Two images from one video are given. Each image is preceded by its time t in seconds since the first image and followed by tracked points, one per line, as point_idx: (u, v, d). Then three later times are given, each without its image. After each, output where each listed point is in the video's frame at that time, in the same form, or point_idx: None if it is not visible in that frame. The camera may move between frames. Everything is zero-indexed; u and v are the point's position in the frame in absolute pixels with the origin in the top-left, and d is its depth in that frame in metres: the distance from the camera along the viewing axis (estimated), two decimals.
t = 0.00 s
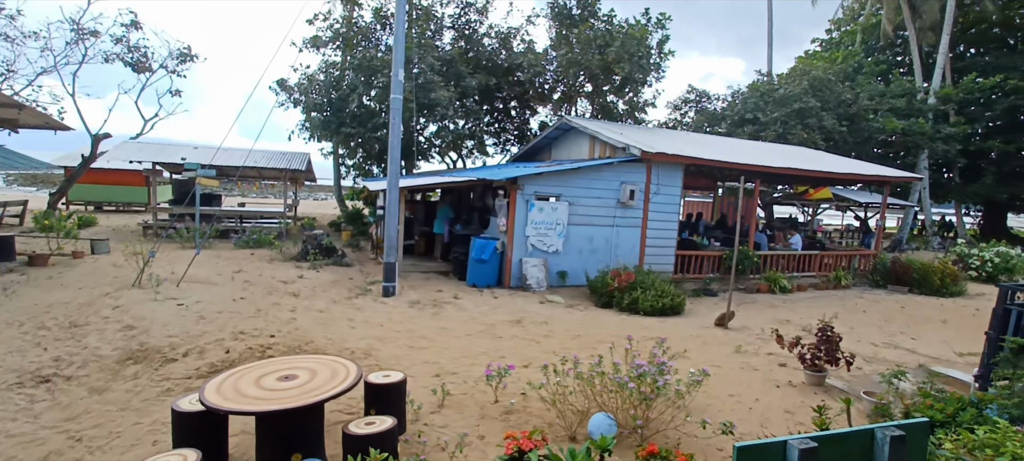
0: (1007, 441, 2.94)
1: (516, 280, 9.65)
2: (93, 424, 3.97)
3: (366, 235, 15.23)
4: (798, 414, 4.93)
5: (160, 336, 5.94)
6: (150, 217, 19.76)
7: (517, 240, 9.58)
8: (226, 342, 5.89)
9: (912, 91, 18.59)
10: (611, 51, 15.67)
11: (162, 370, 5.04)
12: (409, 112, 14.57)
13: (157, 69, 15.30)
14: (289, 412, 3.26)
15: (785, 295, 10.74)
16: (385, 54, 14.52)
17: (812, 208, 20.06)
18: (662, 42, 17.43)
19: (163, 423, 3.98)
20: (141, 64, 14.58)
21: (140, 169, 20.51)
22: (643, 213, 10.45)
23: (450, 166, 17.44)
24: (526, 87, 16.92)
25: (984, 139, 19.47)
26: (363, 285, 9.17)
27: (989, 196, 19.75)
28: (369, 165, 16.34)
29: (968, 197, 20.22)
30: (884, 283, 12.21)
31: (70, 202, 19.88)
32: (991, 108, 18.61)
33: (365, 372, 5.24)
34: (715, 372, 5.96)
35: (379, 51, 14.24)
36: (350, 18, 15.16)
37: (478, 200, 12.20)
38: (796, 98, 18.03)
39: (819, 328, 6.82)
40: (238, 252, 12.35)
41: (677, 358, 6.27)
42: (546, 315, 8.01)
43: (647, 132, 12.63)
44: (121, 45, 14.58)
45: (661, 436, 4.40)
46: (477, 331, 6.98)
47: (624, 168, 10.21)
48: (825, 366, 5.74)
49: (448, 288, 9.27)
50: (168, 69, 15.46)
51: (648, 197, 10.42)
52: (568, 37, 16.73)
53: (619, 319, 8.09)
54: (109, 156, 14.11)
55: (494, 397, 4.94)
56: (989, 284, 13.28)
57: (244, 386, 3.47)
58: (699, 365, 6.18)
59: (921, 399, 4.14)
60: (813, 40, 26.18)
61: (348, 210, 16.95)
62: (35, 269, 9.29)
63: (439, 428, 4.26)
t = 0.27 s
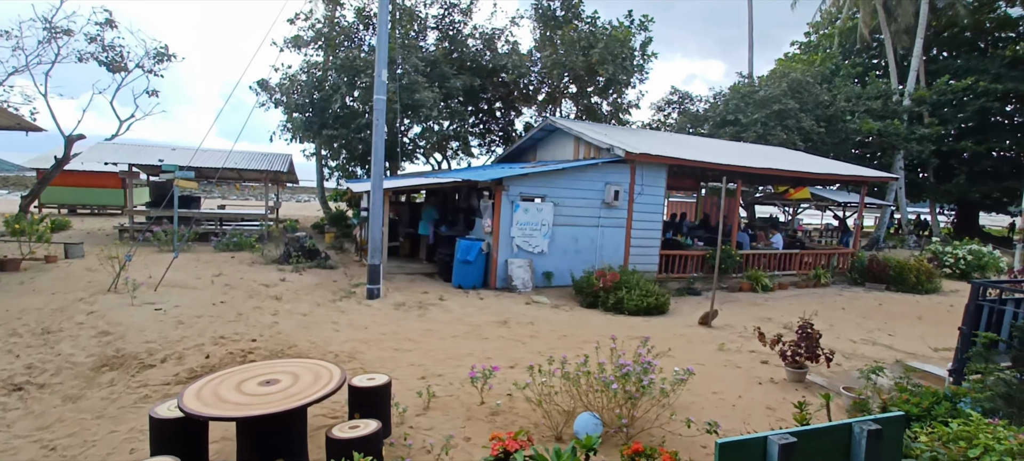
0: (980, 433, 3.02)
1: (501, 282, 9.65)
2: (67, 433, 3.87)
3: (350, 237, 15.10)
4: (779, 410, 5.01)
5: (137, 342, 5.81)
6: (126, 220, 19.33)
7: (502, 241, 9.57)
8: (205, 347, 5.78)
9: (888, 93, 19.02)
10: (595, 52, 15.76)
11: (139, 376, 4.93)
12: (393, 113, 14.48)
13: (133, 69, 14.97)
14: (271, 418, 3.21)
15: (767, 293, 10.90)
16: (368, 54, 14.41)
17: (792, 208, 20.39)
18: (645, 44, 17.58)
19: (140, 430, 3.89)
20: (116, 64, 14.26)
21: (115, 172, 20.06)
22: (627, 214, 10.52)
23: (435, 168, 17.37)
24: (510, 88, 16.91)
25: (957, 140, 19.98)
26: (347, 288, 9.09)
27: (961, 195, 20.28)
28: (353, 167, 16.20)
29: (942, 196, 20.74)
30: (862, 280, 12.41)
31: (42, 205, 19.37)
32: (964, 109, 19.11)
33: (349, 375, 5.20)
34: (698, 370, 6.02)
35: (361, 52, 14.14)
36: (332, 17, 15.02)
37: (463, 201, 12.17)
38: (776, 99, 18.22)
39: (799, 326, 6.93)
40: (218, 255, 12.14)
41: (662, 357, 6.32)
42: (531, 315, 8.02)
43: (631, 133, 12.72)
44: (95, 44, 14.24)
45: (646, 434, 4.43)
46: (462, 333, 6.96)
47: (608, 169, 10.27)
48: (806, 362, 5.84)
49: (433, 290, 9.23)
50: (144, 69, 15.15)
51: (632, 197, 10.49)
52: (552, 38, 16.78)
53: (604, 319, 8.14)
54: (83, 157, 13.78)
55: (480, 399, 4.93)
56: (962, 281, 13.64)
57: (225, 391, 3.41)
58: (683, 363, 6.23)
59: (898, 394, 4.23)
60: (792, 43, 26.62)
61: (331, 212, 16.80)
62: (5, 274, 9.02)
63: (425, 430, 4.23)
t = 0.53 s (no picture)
0: (954, 426, 3.09)
1: (487, 283, 9.64)
2: (41, 441, 3.77)
3: (333, 239, 14.94)
4: (761, 406, 5.08)
5: (114, 348, 5.68)
6: (101, 223, 18.89)
7: (488, 242, 9.56)
8: (184, 352, 5.68)
9: (865, 94, 19.42)
10: (579, 53, 15.84)
11: (116, 383, 4.82)
12: (376, 114, 14.38)
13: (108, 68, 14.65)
14: (253, 423, 3.16)
15: (749, 292, 11.04)
16: (351, 55, 14.29)
17: (773, 208, 20.72)
18: (628, 45, 17.71)
19: (117, 438, 3.80)
20: (90, 63, 13.94)
21: (89, 174, 19.59)
22: (612, 214, 10.58)
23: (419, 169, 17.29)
24: (495, 89, 16.87)
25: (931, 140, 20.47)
26: (330, 290, 8.99)
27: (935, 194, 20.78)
28: (336, 168, 16.05)
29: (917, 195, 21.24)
30: (841, 278, 12.71)
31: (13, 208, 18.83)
32: (937, 111, 19.59)
33: (333, 378, 5.14)
34: (682, 368, 6.07)
35: (343, 51, 14.03)
36: (314, 17, 14.86)
37: (448, 202, 12.12)
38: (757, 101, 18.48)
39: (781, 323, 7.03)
40: (197, 259, 11.93)
41: (646, 356, 6.36)
42: (517, 316, 8.02)
43: (615, 134, 12.80)
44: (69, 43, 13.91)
45: (631, 433, 4.46)
46: (448, 334, 6.93)
47: (593, 169, 10.32)
48: (787, 359, 5.92)
49: (419, 292, 9.18)
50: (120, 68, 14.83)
51: (616, 197, 10.56)
52: (536, 39, 16.81)
53: (589, 319, 8.17)
54: (56, 159, 13.44)
55: (465, 401, 4.91)
56: (937, 278, 13.98)
57: (205, 397, 3.35)
58: (668, 362, 6.28)
59: (876, 389, 4.32)
60: (772, 45, 27.03)
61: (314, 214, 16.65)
62: None
63: (410, 433, 4.21)
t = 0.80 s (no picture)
0: (931, 420, 3.16)
1: (473, 283, 9.62)
2: (13, 449, 3.67)
3: (317, 240, 14.78)
4: (745, 403, 5.14)
5: (90, 352, 5.55)
6: (76, 224, 18.45)
7: (474, 242, 9.53)
8: (164, 356, 5.58)
9: (844, 96, 19.80)
10: (564, 53, 15.89)
11: (92, 388, 4.71)
12: (360, 113, 14.26)
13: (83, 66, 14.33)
14: (234, 427, 3.11)
15: (732, 290, 11.17)
16: (334, 53, 14.17)
17: (756, 207, 21.00)
18: (613, 46, 17.80)
19: (93, 445, 3.72)
20: (65, 60, 13.62)
21: (64, 173, 19.12)
22: (597, 213, 10.63)
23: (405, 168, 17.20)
24: (480, 89, 16.81)
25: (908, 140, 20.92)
26: (314, 292, 8.90)
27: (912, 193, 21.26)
28: (319, 168, 15.89)
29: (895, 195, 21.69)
30: (821, 276, 12.90)
31: None
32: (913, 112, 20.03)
33: (317, 381, 5.09)
34: (667, 367, 6.12)
35: (327, 49, 13.88)
36: (297, 15, 14.69)
37: (434, 202, 12.07)
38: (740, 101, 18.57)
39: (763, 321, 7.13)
40: (177, 260, 11.71)
41: (632, 355, 6.40)
42: (503, 316, 8.02)
43: (600, 134, 12.84)
44: (42, 39, 13.57)
45: (617, 431, 4.48)
46: (434, 335, 6.90)
47: (578, 169, 10.35)
48: (770, 356, 6.01)
49: (404, 293, 9.13)
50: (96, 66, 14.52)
51: (602, 197, 10.61)
52: (521, 39, 16.82)
53: (575, 318, 8.20)
54: (29, 159, 13.11)
55: (452, 401, 4.89)
56: (914, 275, 14.28)
57: (184, 401, 3.30)
58: (653, 360, 6.33)
59: (855, 384, 4.40)
60: (754, 47, 27.39)
61: (298, 215, 16.50)
62: None
63: (395, 435, 4.18)
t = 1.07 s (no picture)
0: (911, 415, 3.21)
1: (461, 283, 9.59)
2: None
3: (302, 240, 14.64)
4: (731, 400, 5.19)
5: (68, 356, 5.44)
6: (54, 225, 18.06)
7: (462, 242, 9.51)
8: (146, 359, 5.48)
9: (827, 97, 20.09)
10: (552, 53, 15.92)
11: (71, 392, 4.62)
12: (347, 112, 14.16)
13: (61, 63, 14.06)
14: (218, 431, 3.07)
15: (719, 289, 11.27)
16: (320, 51, 14.06)
17: (742, 207, 21.21)
18: (601, 46, 17.87)
19: (72, 450, 3.64)
20: (43, 57, 13.35)
21: (42, 173, 18.73)
22: (585, 213, 10.66)
23: (393, 168, 17.13)
24: (468, 89, 16.77)
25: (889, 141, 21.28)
26: (300, 293, 8.81)
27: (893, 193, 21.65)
28: (305, 168, 15.76)
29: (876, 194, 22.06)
30: (805, 274, 13.08)
31: None
32: (894, 113, 20.40)
33: (303, 382, 5.05)
34: (655, 365, 6.16)
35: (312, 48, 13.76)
36: (281, 12, 14.54)
37: (422, 202, 12.01)
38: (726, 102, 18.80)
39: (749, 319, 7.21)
40: (159, 261, 11.53)
41: (620, 354, 6.43)
42: (491, 316, 8.01)
43: (588, 134, 12.88)
44: (18, 36, 13.29)
45: (605, 430, 4.50)
46: (422, 335, 6.87)
47: (566, 169, 10.37)
48: (755, 354, 6.07)
49: (392, 293, 9.08)
50: (74, 64, 14.25)
51: (590, 197, 10.65)
52: (509, 39, 16.81)
53: (563, 317, 8.22)
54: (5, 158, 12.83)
55: (440, 401, 4.87)
56: (895, 273, 14.53)
57: (167, 404, 3.25)
58: (640, 359, 6.36)
59: (839, 381, 4.46)
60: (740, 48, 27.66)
61: (283, 215, 16.32)
62: None
63: (383, 436, 4.15)
